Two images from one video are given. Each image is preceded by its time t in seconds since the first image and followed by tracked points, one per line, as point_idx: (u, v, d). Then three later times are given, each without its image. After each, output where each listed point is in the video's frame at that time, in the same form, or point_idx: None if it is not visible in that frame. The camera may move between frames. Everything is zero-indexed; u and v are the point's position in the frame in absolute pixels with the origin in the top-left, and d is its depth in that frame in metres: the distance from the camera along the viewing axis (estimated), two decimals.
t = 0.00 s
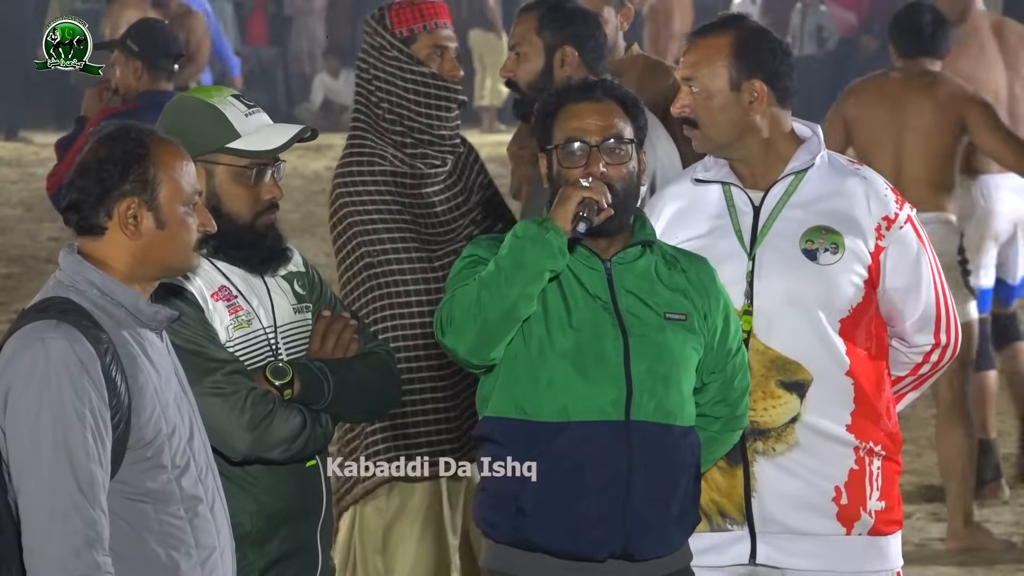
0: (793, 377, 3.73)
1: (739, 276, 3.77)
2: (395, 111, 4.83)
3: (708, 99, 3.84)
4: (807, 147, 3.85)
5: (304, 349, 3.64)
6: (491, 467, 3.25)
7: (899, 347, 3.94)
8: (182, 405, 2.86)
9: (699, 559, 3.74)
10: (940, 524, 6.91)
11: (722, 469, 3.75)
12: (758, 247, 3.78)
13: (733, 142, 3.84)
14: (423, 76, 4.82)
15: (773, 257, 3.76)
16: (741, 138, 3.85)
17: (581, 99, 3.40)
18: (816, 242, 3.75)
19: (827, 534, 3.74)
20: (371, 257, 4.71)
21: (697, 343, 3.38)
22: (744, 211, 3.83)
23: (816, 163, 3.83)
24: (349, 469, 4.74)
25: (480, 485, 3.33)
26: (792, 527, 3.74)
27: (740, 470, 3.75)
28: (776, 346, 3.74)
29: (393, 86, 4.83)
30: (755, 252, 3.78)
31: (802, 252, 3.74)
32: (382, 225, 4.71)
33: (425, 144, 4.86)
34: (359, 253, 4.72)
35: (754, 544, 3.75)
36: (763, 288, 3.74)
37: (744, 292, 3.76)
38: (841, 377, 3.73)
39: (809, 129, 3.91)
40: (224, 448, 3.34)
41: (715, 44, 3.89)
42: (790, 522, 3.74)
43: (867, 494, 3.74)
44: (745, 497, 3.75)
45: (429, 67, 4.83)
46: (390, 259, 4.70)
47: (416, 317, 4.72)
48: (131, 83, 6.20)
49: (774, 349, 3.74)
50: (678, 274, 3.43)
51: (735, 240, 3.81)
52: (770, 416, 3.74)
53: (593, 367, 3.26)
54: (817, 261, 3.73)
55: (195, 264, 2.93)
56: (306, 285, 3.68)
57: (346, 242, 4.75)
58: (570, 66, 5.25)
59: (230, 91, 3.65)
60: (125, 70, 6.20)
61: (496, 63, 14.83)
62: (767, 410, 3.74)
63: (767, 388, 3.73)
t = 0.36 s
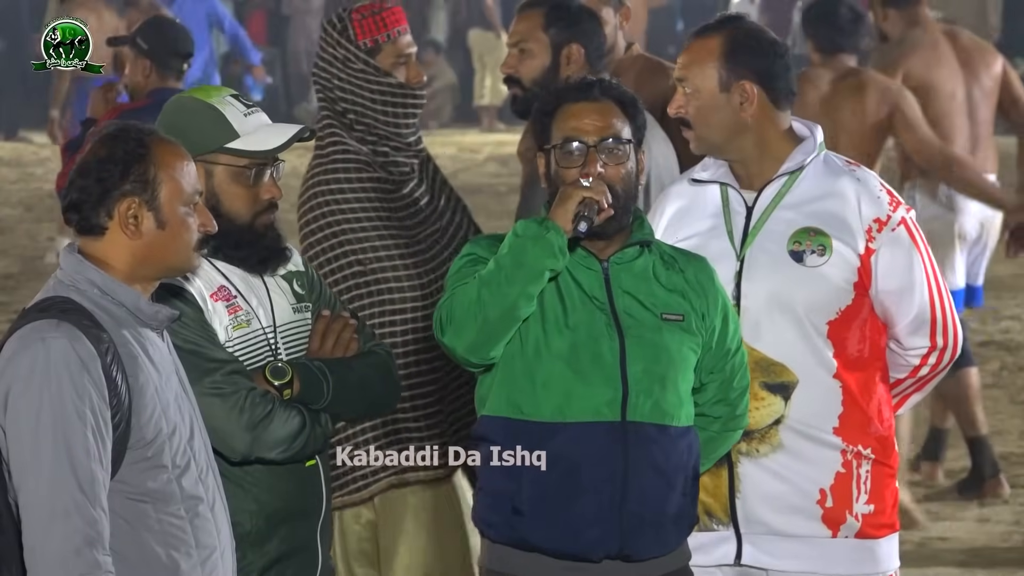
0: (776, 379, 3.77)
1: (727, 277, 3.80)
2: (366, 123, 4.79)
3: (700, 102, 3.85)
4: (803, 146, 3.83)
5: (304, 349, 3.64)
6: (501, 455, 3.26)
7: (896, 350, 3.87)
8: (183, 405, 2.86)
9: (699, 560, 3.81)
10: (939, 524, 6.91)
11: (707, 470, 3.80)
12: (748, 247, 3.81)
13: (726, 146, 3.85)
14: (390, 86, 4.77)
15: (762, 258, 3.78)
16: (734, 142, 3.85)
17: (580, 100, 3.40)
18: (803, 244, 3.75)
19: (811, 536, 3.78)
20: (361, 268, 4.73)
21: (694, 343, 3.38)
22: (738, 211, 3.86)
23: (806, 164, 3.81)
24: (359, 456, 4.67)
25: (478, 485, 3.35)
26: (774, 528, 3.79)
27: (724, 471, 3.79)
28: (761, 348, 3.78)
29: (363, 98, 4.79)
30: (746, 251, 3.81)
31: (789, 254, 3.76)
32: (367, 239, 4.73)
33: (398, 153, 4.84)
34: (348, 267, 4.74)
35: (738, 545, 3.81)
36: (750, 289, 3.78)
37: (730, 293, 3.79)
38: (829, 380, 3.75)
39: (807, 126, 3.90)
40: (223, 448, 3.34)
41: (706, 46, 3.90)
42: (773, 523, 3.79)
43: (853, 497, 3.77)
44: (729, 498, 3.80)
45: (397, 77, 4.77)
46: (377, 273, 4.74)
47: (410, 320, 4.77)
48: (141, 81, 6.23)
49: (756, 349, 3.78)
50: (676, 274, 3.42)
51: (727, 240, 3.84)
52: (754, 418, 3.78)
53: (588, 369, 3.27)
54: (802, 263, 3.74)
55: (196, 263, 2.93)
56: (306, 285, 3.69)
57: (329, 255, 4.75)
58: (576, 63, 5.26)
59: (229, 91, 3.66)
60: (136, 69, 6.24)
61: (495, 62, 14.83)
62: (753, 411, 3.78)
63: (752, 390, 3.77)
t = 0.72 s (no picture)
0: (771, 381, 3.76)
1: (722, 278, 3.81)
2: (345, 124, 4.73)
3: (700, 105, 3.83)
4: (800, 146, 3.84)
5: (303, 350, 3.63)
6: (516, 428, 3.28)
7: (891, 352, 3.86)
8: (183, 406, 2.85)
9: (699, 561, 3.80)
10: (937, 523, 6.91)
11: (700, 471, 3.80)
12: (744, 247, 3.81)
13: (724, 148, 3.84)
14: (365, 81, 4.73)
15: (755, 259, 3.78)
16: (733, 146, 3.84)
17: (579, 100, 3.39)
18: (798, 245, 3.76)
19: (805, 537, 3.77)
20: (351, 273, 4.70)
21: (695, 343, 3.38)
22: (733, 211, 3.85)
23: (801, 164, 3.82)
24: (370, 432, 4.62)
25: (477, 486, 3.35)
26: (768, 528, 3.78)
27: (718, 471, 3.79)
28: (758, 350, 3.77)
29: (338, 99, 4.74)
30: (741, 251, 3.81)
31: (784, 254, 3.76)
32: (355, 242, 4.70)
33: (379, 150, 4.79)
34: (337, 271, 4.70)
35: (733, 545, 3.80)
36: (743, 289, 3.78)
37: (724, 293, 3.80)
38: (824, 381, 3.75)
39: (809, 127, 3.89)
40: (222, 450, 3.34)
41: (706, 46, 3.89)
42: (768, 525, 3.78)
43: (848, 498, 3.76)
44: (723, 499, 3.79)
45: (369, 72, 4.73)
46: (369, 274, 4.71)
47: (402, 317, 4.75)
48: (142, 79, 6.21)
49: (753, 352, 3.78)
50: (676, 275, 3.42)
51: (721, 239, 3.84)
52: (748, 419, 3.78)
53: (589, 371, 3.27)
54: (796, 263, 3.75)
55: (196, 264, 2.93)
56: (304, 286, 3.68)
57: (320, 263, 4.70)
58: (587, 63, 5.26)
59: (229, 91, 3.65)
60: (138, 69, 6.22)
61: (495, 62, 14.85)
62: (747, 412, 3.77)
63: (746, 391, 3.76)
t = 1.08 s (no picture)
0: (782, 380, 3.74)
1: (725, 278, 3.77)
2: (345, 124, 4.73)
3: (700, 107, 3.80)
4: (793, 147, 3.83)
5: (301, 349, 3.62)
6: (518, 405, 3.27)
7: (884, 349, 3.94)
8: (183, 407, 2.85)
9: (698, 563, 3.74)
10: (935, 523, 6.91)
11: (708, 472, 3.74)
12: (746, 247, 3.78)
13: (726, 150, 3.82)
14: (366, 79, 4.74)
15: (759, 258, 3.76)
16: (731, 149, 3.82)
17: (576, 97, 3.39)
18: (804, 244, 3.75)
19: (813, 537, 3.75)
20: (363, 272, 4.67)
21: (695, 343, 3.38)
22: (730, 213, 3.81)
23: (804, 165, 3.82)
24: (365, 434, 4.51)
25: (477, 484, 3.35)
26: (777, 529, 3.74)
27: (727, 473, 3.73)
28: (763, 347, 3.75)
29: (337, 99, 4.72)
30: (743, 252, 3.77)
31: (790, 254, 3.74)
32: (364, 241, 4.67)
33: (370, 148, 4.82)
34: (348, 271, 4.66)
35: (740, 546, 3.75)
36: (750, 288, 3.74)
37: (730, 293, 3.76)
38: (830, 380, 3.74)
39: (796, 126, 3.87)
40: (222, 448, 3.34)
41: (718, 46, 3.84)
42: (778, 525, 3.74)
43: (855, 496, 3.76)
44: (732, 501, 3.74)
45: (367, 72, 4.75)
46: (377, 274, 4.69)
47: (403, 318, 4.74)
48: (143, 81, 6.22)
49: (763, 352, 3.74)
50: (676, 273, 3.42)
51: (722, 240, 3.79)
52: (759, 419, 3.74)
53: (584, 368, 3.27)
54: (804, 263, 3.73)
55: (194, 264, 2.92)
56: (301, 286, 3.67)
57: (331, 263, 4.64)
58: (596, 62, 5.26)
59: (225, 91, 3.65)
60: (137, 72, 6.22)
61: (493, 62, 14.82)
62: (757, 412, 3.74)
63: (756, 391, 3.74)
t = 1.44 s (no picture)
0: (793, 377, 3.71)
1: (731, 277, 3.76)
2: (341, 120, 4.78)
3: (704, 109, 3.80)
4: (783, 146, 3.85)
5: (300, 349, 3.62)
6: (508, 383, 3.29)
7: (872, 344, 3.98)
8: (182, 407, 2.85)
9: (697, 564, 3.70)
10: (935, 523, 6.91)
11: (722, 471, 3.70)
12: (749, 247, 3.77)
13: (723, 147, 3.81)
14: (357, 80, 4.83)
15: (762, 256, 3.76)
16: (737, 144, 3.81)
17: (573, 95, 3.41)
18: (808, 240, 3.75)
19: (826, 533, 3.72)
20: (374, 264, 4.67)
21: (690, 343, 3.38)
22: (729, 212, 3.80)
23: (802, 163, 3.84)
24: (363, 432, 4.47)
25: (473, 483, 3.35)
26: (791, 527, 3.71)
27: (740, 472, 3.71)
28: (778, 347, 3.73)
29: (335, 96, 4.76)
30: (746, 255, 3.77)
31: (796, 251, 3.74)
32: (379, 234, 4.69)
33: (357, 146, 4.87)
34: (360, 266, 4.66)
35: (752, 545, 3.72)
36: (756, 289, 3.74)
37: (739, 293, 3.75)
38: (834, 376, 3.73)
39: (789, 128, 3.90)
40: (220, 450, 3.34)
41: (734, 44, 3.84)
42: (790, 523, 3.71)
43: (862, 491, 3.74)
44: (745, 500, 3.71)
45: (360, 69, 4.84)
46: (391, 268, 4.69)
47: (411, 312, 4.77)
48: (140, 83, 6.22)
49: (775, 350, 3.73)
50: (672, 273, 3.42)
51: (724, 241, 3.78)
52: (772, 417, 3.70)
53: (571, 363, 3.29)
54: (810, 259, 3.73)
55: (193, 264, 2.92)
56: (300, 285, 3.67)
57: (344, 258, 4.64)
58: (589, 59, 5.14)
59: (225, 90, 3.66)
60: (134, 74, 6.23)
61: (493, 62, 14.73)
62: (770, 410, 3.70)
63: (770, 389, 3.70)
